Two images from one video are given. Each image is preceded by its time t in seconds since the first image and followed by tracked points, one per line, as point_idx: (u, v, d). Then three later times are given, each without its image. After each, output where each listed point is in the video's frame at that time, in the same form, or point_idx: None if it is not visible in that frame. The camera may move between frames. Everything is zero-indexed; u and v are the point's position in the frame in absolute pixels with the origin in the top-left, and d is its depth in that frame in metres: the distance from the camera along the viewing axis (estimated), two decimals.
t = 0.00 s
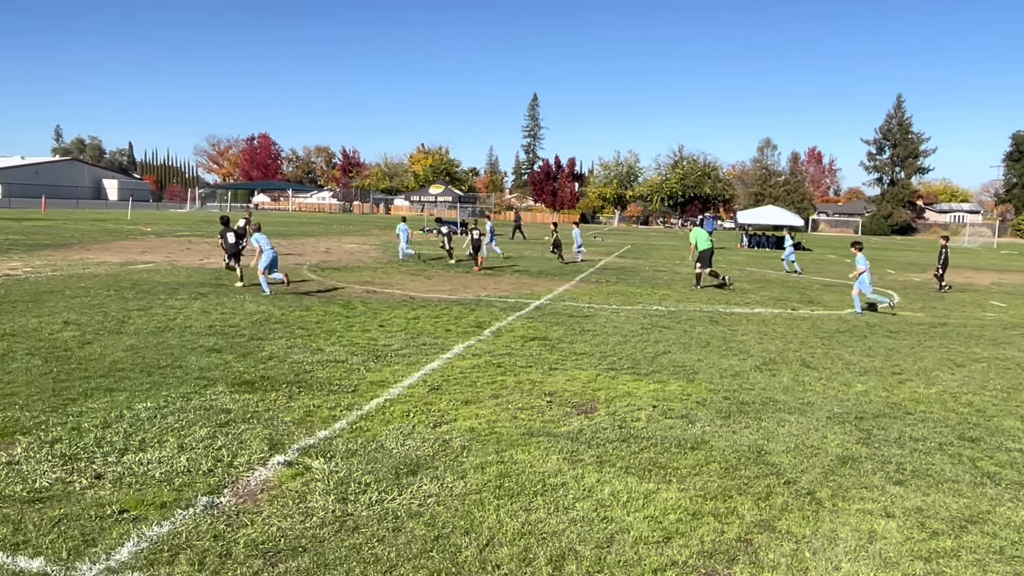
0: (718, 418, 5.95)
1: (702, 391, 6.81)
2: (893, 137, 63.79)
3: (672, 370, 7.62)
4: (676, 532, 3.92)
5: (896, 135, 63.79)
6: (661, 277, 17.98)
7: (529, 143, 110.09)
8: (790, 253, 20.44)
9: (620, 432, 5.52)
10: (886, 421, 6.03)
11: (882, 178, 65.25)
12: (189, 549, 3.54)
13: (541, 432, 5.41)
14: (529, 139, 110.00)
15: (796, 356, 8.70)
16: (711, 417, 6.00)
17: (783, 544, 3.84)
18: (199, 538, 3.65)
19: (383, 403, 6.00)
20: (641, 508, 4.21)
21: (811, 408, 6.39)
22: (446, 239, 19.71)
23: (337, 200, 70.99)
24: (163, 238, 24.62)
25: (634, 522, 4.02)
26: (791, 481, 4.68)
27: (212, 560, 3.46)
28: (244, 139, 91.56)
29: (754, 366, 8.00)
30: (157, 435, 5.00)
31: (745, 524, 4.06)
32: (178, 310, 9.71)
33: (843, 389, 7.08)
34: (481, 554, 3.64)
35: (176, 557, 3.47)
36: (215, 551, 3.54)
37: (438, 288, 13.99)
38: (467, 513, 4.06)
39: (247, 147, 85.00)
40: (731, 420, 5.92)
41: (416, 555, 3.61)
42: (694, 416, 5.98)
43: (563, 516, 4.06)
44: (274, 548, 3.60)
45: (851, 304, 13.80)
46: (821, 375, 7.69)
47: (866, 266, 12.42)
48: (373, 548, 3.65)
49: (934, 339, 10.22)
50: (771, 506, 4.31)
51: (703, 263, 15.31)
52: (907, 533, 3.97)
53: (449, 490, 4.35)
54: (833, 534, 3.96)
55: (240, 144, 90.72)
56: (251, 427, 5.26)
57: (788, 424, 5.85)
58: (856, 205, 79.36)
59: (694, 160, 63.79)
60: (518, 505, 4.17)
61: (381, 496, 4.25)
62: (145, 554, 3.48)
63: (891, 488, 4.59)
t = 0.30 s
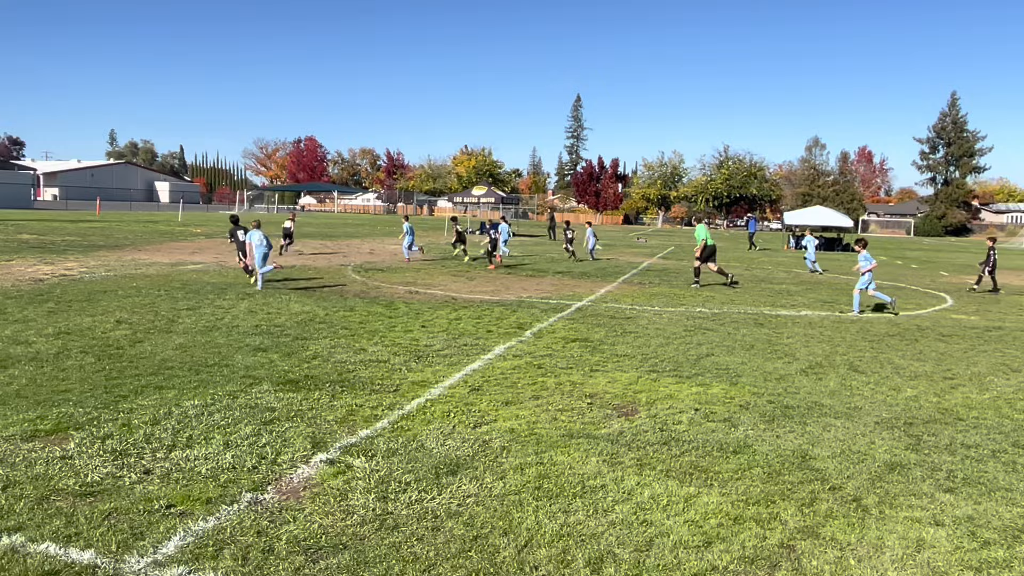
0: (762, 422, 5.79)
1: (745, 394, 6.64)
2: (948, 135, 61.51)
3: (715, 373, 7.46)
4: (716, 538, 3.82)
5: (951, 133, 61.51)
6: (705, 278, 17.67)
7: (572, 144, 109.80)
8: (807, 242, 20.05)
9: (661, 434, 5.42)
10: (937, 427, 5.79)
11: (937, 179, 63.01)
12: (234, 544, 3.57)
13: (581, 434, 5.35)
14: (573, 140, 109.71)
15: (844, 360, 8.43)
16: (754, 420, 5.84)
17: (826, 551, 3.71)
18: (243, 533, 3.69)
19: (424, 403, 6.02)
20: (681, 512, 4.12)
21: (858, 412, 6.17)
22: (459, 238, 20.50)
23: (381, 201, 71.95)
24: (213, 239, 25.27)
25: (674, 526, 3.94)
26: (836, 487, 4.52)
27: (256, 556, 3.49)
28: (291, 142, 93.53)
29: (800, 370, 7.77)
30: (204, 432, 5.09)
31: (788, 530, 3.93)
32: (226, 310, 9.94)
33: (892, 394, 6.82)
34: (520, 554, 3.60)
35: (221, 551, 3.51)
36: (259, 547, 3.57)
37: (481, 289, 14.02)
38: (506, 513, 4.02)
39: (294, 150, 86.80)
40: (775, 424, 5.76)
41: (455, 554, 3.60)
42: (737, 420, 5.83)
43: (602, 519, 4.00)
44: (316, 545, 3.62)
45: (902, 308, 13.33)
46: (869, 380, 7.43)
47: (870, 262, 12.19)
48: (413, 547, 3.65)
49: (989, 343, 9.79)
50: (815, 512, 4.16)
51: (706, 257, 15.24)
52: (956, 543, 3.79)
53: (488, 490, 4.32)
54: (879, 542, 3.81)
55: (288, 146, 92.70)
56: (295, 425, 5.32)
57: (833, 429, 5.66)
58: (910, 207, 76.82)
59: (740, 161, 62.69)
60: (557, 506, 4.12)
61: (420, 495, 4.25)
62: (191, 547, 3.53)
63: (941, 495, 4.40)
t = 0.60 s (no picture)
0: (813, 427, 5.58)
1: (796, 399, 6.42)
2: (1011, 132, 58.87)
3: (765, 377, 7.23)
4: (764, 544, 3.69)
5: (1014, 130, 58.87)
6: (754, 280, 17.27)
7: (619, 145, 109.02)
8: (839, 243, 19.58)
9: (708, 439, 5.27)
10: (997, 435, 5.49)
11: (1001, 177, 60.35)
12: (281, 541, 3.59)
13: (626, 437, 5.25)
14: (619, 141, 108.93)
15: (899, 364, 8.08)
16: (804, 426, 5.64)
17: (878, 561, 3.54)
18: (290, 530, 3.71)
19: (469, 404, 6.00)
20: (728, 518, 3.99)
21: (914, 419, 5.90)
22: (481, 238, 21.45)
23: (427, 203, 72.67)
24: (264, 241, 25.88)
25: (721, 532, 3.82)
26: (889, 494, 4.32)
27: (303, 553, 3.50)
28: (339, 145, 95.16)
29: (852, 374, 7.47)
30: (254, 430, 5.17)
31: (838, 538, 3.78)
32: (276, 310, 10.14)
33: (951, 400, 6.51)
34: (564, 557, 3.54)
35: (269, 547, 3.53)
36: (306, 544, 3.58)
37: (526, 291, 13.99)
38: (550, 516, 3.96)
39: (343, 153, 88.40)
40: (826, 430, 5.54)
41: (499, 555, 3.55)
42: (787, 425, 5.63)
43: (647, 522, 3.90)
44: (362, 543, 3.62)
45: (962, 311, 12.76)
46: (926, 385, 7.11)
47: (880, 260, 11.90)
48: (457, 547, 3.62)
49: None
50: (867, 520, 3.98)
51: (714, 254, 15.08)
52: (1018, 556, 3.59)
53: (532, 492, 4.26)
54: (936, 553, 3.62)
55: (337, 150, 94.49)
56: (342, 424, 5.36)
57: (887, 436, 5.42)
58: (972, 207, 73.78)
59: (790, 161, 61.25)
60: (601, 509, 4.04)
61: (465, 496, 4.22)
62: (241, 543, 3.56)
63: (1001, 506, 4.17)
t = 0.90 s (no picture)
0: (866, 434, 5.36)
1: (848, 404, 6.17)
2: None
3: (816, 382, 6.99)
4: (815, 552, 3.55)
5: None
6: (805, 283, 16.79)
7: (666, 146, 107.76)
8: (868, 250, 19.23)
9: (757, 444, 5.10)
10: None
11: None
12: (328, 540, 3.61)
13: (673, 442, 5.13)
14: (666, 142, 107.69)
15: (958, 370, 7.72)
16: (858, 432, 5.41)
17: (935, 572, 3.36)
18: (337, 530, 3.72)
19: (514, 406, 5.96)
20: (778, 525, 3.85)
21: (973, 426, 5.60)
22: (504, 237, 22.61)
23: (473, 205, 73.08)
24: (314, 244, 26.37)
25: (769, 540, 3.68)
26: (946, 503, 4.11)
27: (350, 552, 3.50)
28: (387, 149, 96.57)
29: (907, 380, 7.16)
30: (302, 430, 5.23)
31: (892, 547, 3.61)
32: (325, 312, 10.30)
33: (1014, 407, 6.17)
34: (609, 561, 3.46)
35: (316, 546, 3.54)
36: (352, 543, 3.58)
37: (572, 293, 13.90)
38: (595, 520, 3.88)
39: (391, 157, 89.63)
40: (880, 437, 5.31)
41: (543, 558, 3.50)
42: (839, 431, 5.42)
43: (694, 528, 3.79)
44: (407, 543, 3.61)
45: None
46: (987, 391, 6.76)
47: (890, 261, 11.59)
48: (502, 550, 3.58)
49: None
50: (922, 529, 3.80)
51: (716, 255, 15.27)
52: None
53: (577, 496, 4.19)
54: (995, 565, 3.44)
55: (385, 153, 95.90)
56: (388, 425, 5.38)
57: (944, 443, 5.16)
58: None
59: (844, 161, 59.55)
60: (647, 514, 3.94)
61: (509, 498, 4.18)
62: (289, 541, 3.58)
63: None
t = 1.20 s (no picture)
0: (915, 440, 5.16)
1: (897, 410, 5.95)
2: None
3: (864, 387, 6.76)
4: (861, 562, 3.43)
5: None
6: (853, 286, 16.30)
7: (710, 148, 106.28)
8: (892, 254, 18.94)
9: (802, 450, 4.95)
10: None
11: None
12: (369, 540, 3.62)
13: (715, 447, 5.01)
14: (710, 143, 106.20)
15: (1013, 375, 7.38)
16: (907, 439, 5.21)
17: None
18: (377, 530, 3.73)
19: (554, 410, 5.91)
20: (823, 533, 3.73)
21: None
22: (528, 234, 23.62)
23: (514, 208, 73.21)
24: (357, 247, 26.74)
25: (814, 548, 3.57)
26: (1001, 514, 3.93)
27: (390, 553, 3.51)
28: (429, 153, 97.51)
29: (959, 386, 6.86)
30: (344, 430, 5.28)
31: (942, 557, 3.47)
32: (367, 314, 10.41)
33: None
34: (648, 567, 3.40)
35: (357, 546, 3.56)
36: (392, 543, 3.59)
37: (613, 296, 13.77)
38: (635, 525, 3.81)
39: (433, 160, 90.48)
40: (930, 443, 5.10)
41: (582, 562, 3.45)
42: (888, 438, 5.22)
43: (736, 535, 3.69)
44: (446, 545, 3.60)
45: None
46: None
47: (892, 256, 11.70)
48: (540, 553, 3.54)
49: None
50: (974, 540, 3.64)
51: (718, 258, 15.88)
52: None
53: (617, 500, 4.13)
54: None
55: (427, 156, 96.83)
56: (428, 427, 5.39)
57: (999, 451, 4.93)
58: None
59: (894, 161, 57.83)
60: (688, 520, 3.86)
61: (548, 501, 4.14)
62: (330, 540, 3.61)
63: None
